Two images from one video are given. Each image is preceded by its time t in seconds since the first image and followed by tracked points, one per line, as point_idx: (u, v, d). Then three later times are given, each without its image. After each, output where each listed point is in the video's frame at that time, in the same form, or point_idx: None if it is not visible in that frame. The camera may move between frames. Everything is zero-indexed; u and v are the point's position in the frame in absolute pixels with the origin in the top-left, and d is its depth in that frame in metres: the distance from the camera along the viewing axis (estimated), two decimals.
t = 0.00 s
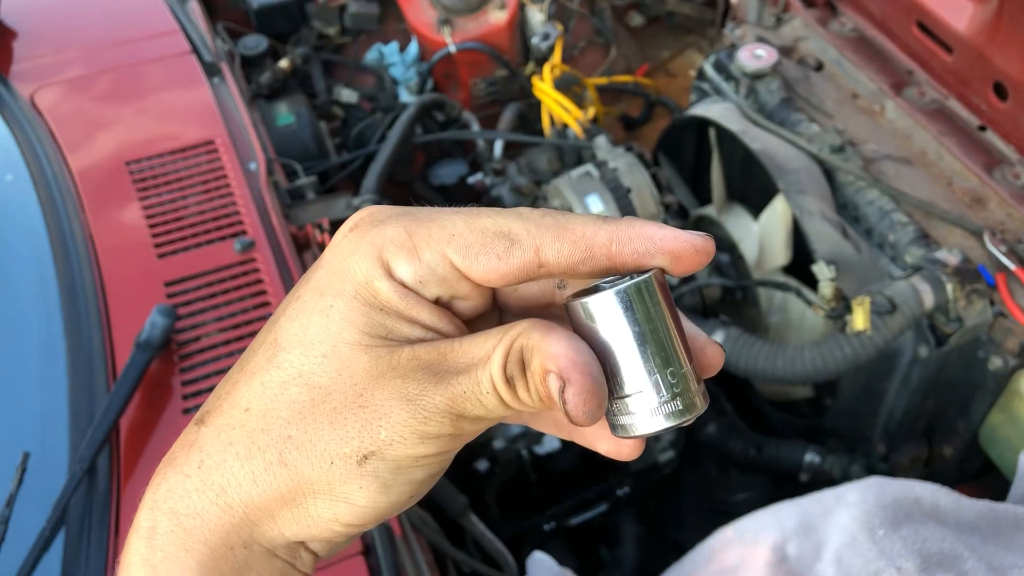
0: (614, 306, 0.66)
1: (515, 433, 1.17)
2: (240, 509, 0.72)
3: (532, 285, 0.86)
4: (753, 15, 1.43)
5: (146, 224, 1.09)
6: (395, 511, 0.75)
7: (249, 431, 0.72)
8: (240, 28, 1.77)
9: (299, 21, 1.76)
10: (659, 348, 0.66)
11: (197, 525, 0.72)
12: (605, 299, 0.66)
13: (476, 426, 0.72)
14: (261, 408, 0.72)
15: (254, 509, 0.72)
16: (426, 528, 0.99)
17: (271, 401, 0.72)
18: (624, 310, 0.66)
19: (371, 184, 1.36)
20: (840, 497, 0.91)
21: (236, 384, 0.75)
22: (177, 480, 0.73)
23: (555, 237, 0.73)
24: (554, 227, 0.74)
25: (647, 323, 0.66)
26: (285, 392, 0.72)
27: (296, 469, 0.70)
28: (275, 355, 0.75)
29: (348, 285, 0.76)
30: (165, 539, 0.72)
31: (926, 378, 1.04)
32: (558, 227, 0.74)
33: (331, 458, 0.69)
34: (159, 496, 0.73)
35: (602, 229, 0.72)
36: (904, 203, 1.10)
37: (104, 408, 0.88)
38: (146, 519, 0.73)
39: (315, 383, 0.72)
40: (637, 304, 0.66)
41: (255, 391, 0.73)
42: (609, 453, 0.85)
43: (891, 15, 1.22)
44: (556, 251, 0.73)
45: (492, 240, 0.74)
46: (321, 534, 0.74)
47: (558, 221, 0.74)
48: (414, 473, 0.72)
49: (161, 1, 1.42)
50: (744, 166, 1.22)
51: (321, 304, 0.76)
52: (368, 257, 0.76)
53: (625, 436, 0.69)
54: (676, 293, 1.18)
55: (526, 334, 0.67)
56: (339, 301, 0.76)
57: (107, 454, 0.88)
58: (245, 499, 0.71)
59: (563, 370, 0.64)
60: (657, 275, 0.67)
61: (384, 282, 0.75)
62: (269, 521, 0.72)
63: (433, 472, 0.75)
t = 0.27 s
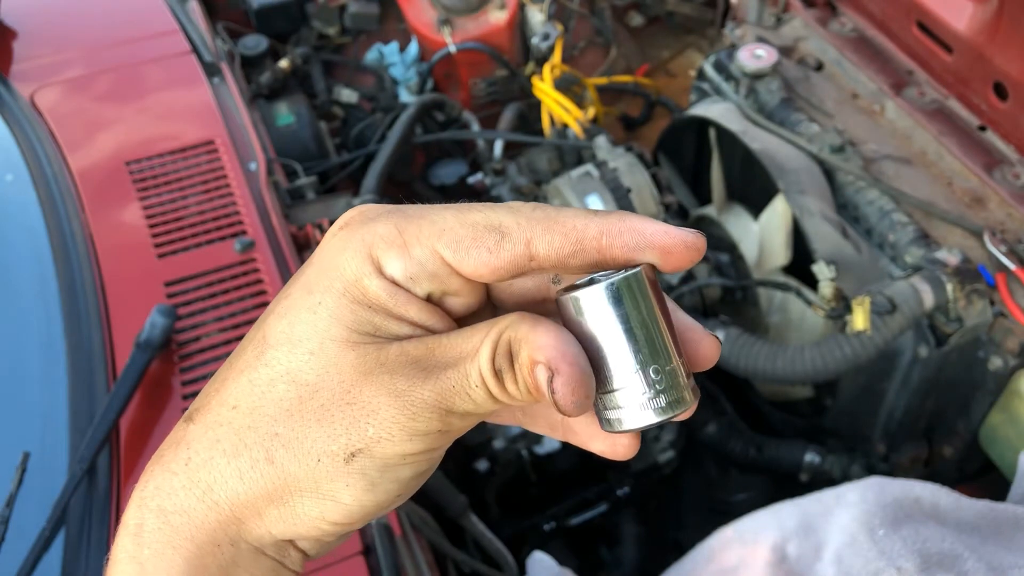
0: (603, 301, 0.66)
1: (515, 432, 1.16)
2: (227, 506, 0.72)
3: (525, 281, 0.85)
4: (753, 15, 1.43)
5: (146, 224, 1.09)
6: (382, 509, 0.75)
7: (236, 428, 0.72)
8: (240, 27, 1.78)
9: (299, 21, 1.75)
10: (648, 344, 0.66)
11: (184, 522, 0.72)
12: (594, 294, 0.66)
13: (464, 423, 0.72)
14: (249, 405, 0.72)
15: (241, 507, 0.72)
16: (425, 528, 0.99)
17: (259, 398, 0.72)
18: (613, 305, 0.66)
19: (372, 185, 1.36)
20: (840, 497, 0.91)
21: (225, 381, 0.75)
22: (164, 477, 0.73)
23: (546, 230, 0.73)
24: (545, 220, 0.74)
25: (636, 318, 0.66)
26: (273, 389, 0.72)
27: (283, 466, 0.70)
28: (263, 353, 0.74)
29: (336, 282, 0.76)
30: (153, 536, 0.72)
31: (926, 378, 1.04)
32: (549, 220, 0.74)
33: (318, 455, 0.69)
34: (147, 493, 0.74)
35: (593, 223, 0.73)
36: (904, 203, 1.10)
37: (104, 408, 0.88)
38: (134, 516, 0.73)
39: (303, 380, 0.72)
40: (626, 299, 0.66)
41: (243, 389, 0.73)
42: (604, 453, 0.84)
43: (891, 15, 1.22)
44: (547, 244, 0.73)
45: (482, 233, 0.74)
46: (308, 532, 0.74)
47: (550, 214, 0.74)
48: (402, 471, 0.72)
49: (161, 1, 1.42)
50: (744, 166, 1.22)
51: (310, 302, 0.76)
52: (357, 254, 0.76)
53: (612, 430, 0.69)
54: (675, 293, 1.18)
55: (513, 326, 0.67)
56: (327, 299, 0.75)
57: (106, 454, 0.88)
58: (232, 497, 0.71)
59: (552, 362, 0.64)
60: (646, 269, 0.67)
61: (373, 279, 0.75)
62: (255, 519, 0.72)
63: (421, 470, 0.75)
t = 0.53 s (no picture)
0: (597, 298, 0.66)
1: (515, 433, 1.17)
2: (220, 504, 0.72)
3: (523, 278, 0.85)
4: (753, 15, 1.43)
5: (145, 224, 1.09)
6: (375, 509, 0.75)
7: (230, 427, 0.72)
8: (240, 28, 1.78)
9: (299, 21, 1.75)
10: (642, 338, 0.66)
11: (178, 519, 0.72)
12: (588, 292, 0.66)
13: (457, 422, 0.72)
14: (243, 403, 0.72)
15: (234, 505, 0.72)
16: (425, 528, 0.99)
17: (253, 397, 0.72)
18: (607, 302, 0.66)
19: (372, 185, 1.36)
20: (840, 497, 0.91)
21: (220, 380, 0.75)
22: (159, 475, 0.73)
23: (540, 224, 0.73)
24: (540, 214, 0.74)
25: (630, 315, 0.66)
26: (267, 388, 0.72)
27: (276, 465, 0.70)
28: (258, 351, 0.74)
29: (331, 281, 0.76)
30: (147, 533, 0.72)
31: (926, 378, 1.04)
32: (544, 214, 0.74)
33: (310, 454, 0.69)
34: (142, 491, 0.74)
35: (587, 218, 0.73)
36: (904, 203, 1.10)
37: (104, 408, 0.88)
38: (128, 514, 0.73)
39: (297, 378, 0.72)
40: (620, 297, 0.66)
41: (237, 387, 0.73)
42: (603, 452, 0.84)
43: (890, 15, 1.22)
44: (541, 238, 0.73)
45: (478, 227, 0.74)
46: (300, 532, 0.74)
47: (544, 209, 0.74)
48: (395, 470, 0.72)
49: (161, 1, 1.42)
50: (744, 166, 1.22)
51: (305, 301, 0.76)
52: (352, 253, 0.76)
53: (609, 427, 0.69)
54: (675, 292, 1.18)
55: (508, 323, 0.68)
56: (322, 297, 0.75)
57: (106, 454, 0.88)
58: (225, 495, 0.71)
59: (548, 356, 0.64)
60: (640, 267, 0.67)
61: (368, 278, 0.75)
62: (248, 517, 0.72)
63: (414, 470, 0.75)
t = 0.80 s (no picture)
0: (602, 301, 0.66)
1: (515, 434, 1.17)
2: (225, 504, 0.72)
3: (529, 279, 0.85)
4: (752, 15, 1.43)
5: (145, 224, 1.09)
6: (378, 510, 0.75)
7: (235, 427, 0.72)
8: (240, 27, 1.78)
9: (299, 21, 1.75)
10: (648, 342, 0.66)
11: (183, 519, 0.72)
12: (594, 294, 0.66)
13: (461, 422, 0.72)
14: (247, 404, 0.72)
15: (237, 506, 0.72)
16: (425, 527, 0.99)
17: (257, 397, 0.72)
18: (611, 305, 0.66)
19: (372, 185, 1.36)
20: (840, 497, 0.91)
21: (225, 380, 0.75)
22: (162, 475, 0.73)
23: (544, 224, 0.73)
24: (545, 214, 0.73)
25: (634, 317, 0.66)
26: (271, 388, 0.72)
27: (280, 465, 0.70)
28: (262, 351, 0.75)
29: (335, 282, 0.75)
30: (152, 533, 0.72)
31: (926, 378, 1.04)
32: (548, 214, 0.73)
33: (315, 454, 0.69)
34: (146, 491, 0.74)
35: (591, 218, 0.73)
36: (903, 203, 1.10)
37: (104, 408, 0.88)
38: (133, 514, 0.73)
39: (301, 378, 0.72)
40: (625, 299, 0.66)
41: (242, 388, 0.73)
42: (606, 454, 0.84)
43: (890, 15, 1.22)
44: (545, 237, 0.73)
45: (482, 227, 0.74)
46: (304, 532, 0.74)
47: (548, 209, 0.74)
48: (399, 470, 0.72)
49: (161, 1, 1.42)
50: (744, 166, 1.22)
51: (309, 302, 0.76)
52: (357, 254, 0.76)
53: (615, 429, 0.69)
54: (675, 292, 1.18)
55: (512, 324, 0.68)
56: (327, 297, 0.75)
57: (106, 453, 0.88)
58: (229, 495, 0.71)
59: (554, 356, 0.65)
60: (644, 268, 0.67)
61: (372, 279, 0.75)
62: (252, 518, 0.72)
63: (417, 471, 0.75)
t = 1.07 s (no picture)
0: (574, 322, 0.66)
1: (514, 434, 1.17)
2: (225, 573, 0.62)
3: (487, 296, 0.81)
4: (752, 16, 1.44)
5: (145, 224, 1.09)
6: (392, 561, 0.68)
7: (234, 487, 0.63)
8: (240, 27, 1.78)
9: (299, 21, 1.75)
10: (617, 357, 0.67)
11: None
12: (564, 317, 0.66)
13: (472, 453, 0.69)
14: (246, 461, 0.63)
15: None
16: (425, 527, 0.99)
17: (257, 451, 0.63)
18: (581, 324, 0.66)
19: (371, 185, 1.35)
20: (840, 497, 0.91)
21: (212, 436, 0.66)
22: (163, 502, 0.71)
23: (518, 240, 0.77)
24: (521, 231, 0.77)
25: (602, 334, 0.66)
26: (271, 439, 0.63)
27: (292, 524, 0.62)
28: (257, 405, 0.65)
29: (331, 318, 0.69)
30: None
31: (926, 378, 1.04)
32: (520, 230, 0.77)
33: (333, 502, 0.62)
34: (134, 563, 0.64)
35: (558, 233, 0.77)
36: (904, 203, 1.10)
37: (104, 408, 0.88)
38: None
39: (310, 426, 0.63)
40: (591, 319, 0.66)
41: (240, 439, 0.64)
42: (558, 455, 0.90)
43: (890, 15, 1.22)
44: (519, 253, 0.77)
45: (467, 243, 0.76)
46: None
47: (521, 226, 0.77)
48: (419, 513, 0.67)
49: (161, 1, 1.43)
50: (743, 167, 1.22)
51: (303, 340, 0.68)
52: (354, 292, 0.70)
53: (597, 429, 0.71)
54: (675, 292, 1.14)
55: (507, 351, 0.66)
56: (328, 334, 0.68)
57: (106, 453, 0.88)
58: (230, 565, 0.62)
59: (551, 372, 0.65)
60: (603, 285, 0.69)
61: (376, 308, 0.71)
62: None
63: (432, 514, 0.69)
